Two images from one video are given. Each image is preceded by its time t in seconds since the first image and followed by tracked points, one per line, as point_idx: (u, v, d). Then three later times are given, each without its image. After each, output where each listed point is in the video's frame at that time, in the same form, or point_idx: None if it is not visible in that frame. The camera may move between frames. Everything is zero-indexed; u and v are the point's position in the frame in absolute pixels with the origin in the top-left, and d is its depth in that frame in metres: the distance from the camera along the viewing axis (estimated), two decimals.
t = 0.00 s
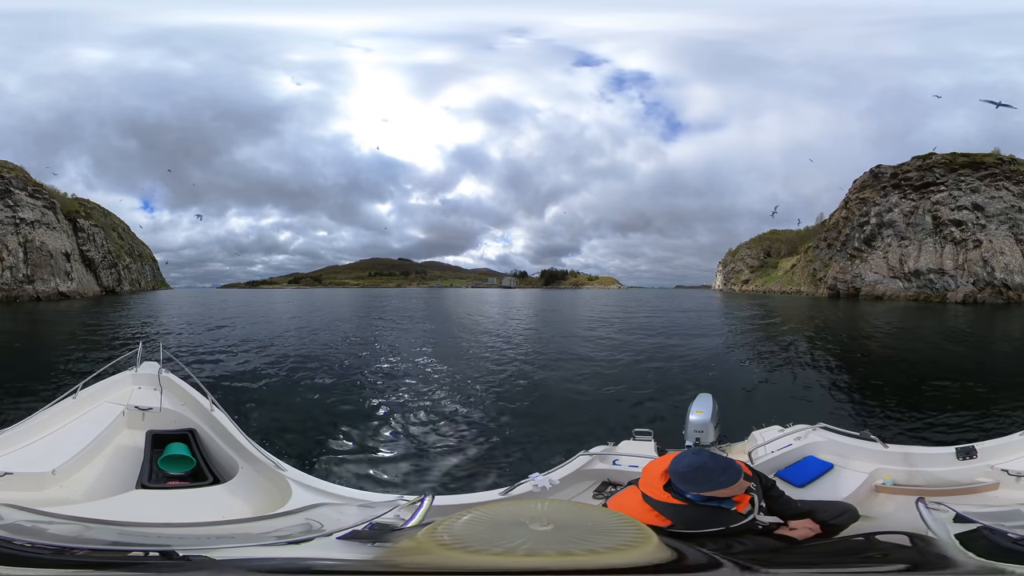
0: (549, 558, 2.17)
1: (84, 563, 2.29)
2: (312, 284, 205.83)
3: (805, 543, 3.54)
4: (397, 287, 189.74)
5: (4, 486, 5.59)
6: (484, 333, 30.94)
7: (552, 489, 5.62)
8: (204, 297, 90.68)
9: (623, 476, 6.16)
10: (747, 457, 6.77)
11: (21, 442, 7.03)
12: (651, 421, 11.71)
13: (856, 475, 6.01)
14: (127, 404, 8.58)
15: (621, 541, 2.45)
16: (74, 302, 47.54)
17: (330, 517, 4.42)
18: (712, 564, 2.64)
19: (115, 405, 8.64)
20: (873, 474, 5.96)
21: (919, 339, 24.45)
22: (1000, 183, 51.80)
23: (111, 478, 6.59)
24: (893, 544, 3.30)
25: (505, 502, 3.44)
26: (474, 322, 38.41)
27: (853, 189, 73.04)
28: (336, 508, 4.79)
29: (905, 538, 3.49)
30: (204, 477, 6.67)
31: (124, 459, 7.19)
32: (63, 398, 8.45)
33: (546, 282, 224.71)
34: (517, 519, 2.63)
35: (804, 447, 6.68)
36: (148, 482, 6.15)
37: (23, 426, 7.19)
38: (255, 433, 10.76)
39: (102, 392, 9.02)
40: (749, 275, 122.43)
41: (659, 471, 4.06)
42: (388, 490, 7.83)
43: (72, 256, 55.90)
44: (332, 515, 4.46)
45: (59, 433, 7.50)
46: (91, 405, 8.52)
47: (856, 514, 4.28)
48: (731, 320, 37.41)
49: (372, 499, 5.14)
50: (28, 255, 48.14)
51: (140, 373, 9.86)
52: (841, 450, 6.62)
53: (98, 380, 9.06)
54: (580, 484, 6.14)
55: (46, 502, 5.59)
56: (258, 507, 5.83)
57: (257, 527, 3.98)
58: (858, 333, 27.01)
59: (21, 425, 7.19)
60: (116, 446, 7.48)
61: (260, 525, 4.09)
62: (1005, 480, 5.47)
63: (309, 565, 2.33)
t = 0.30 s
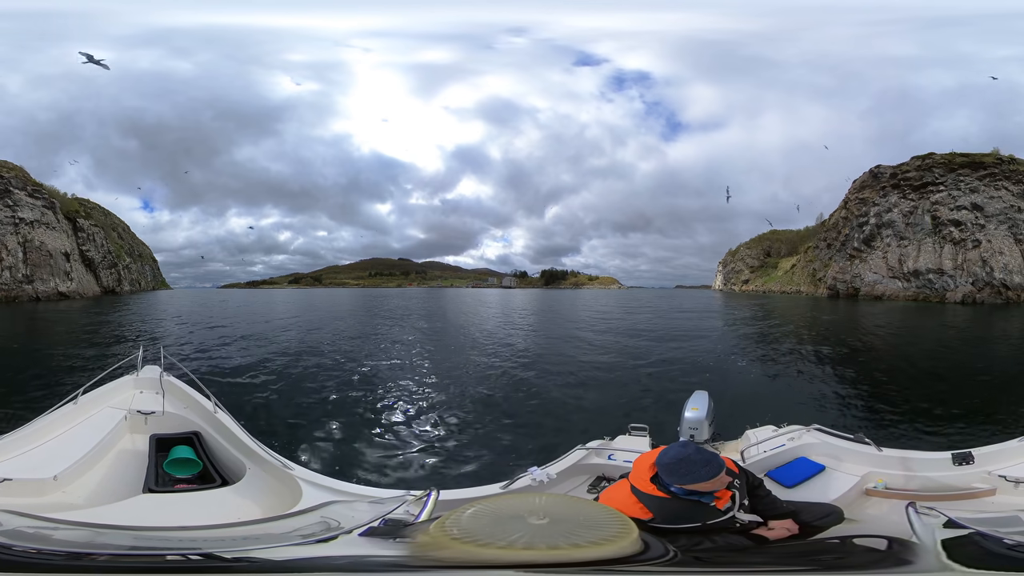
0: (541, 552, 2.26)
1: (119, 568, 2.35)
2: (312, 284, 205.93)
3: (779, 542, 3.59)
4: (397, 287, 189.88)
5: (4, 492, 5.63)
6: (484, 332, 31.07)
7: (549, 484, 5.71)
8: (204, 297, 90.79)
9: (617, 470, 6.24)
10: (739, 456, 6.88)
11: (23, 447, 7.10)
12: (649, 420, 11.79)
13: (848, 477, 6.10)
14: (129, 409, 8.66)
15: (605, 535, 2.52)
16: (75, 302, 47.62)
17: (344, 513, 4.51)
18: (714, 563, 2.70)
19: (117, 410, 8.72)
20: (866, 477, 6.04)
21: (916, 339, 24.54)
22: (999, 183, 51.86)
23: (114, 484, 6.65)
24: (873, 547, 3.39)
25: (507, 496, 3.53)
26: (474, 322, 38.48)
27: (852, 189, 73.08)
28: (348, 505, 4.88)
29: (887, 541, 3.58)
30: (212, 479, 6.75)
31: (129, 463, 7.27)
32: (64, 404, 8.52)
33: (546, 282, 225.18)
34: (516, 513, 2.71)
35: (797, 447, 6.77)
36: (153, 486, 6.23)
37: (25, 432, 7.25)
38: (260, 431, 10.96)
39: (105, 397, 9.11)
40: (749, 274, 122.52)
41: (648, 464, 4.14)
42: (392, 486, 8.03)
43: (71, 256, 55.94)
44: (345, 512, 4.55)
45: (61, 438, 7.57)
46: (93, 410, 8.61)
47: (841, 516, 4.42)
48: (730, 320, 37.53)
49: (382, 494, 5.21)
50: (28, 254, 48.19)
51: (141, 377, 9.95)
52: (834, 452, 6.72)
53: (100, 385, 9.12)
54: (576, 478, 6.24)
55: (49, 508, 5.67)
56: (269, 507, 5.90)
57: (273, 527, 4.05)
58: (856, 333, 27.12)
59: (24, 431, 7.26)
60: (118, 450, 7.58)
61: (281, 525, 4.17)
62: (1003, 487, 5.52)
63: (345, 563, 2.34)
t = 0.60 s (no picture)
0: (540, 551, 2.28)
1: (116, 569, 2.35)
2: (312, 284, 206.02)
3: (784, 541, 3.59)
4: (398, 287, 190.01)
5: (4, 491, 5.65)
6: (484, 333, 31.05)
7: (549, 484, 5.73)
8: (205, 297, 90.77)
9: (617, 470, 6.25)
10: (740, 456, 6.88)
11: (23, 446, 7.11)
12: (647, 420, 11.77)
13: (848, 477, 6.10)
14: (129, 409, 8.65)
15: (605, 536, 2.52)
16: (74, 302, 47.64)
17: (343, 513, 4.52)
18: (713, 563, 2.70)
19: (116, 409, 8.72)
20: (866, 477, 6.04)
21: (915, 339, 24.52)
22: (999, 183, 51.78)
23: (114, 483, 6.65)
24: (875, 547, 3.40)
25: (507, 497, 3.54)
26: (474, 322, 38.48)
27: (852, 189, 73.05)
28: (347, 505, 4.88)
29: (889, 541, 3.58)
30: (211, 479, 6.76)
31: (129, 463, 7.28)
32: (64, 403, 8.53)
33: (546, 282, 225.33)
34: (516, 513, 2.72)
35: (798, 447, 6.78)
36: (153, 485, 6.24)
37: (25, 431, 7.25)
38: (260, 431, 10.94)
39: (105, 396, 9.12)
40: (749, 275, 122.49)
41: (651, 464, 4.13)
42: (393, 486, 8.04)
43: (71, 256, 55.95)
44: (344, 512, 4.56)
45: (60, 438, 7.58)
46: (92, 409, 8.61)
47: (842, 516, 4.43)
48: (729, 320, 37.57)
49: (381, 495, 5.21)
50: (27, 254, 48.22)
51: (141, 377, 9.95)
52: (834, 452, 6.72)
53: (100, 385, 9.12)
54: (576, 478, 6.24)
55: (48, 507, 5.67)
56: (267, 507, 5.91)
57: (272, 527, 4.06)
58: (856, 334, 27.11)
59: (23, 430, 7.27)
60: (118, 450, 7.58)
61: (280, 525, 4.18)
62: (1003, 486, 5.53)
63: (344, 563, 2.34)
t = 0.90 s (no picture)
0: (554, 557, 2.22)
1: (76, 562, 2.33)
2: (312, 284, 206.19)
3: (810, 541, 3.55)
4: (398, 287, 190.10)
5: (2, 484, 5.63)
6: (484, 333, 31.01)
7: (552, 490, 5.68)
8: (205, 296, 90.85)
9: (623, 476, 6.19)
10: (747, 456, 6.81)
11: (20, 441, 7.08)
12: (647, 421, 11.72)
13: (855, 473, 6.05)
14: (126, 405, 8.61)
15: (625, 541, 2.49)
16: (73, 302, 47.66)
17: (329, 517, 4.47)
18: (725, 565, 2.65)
19: (113, 405, 8.67)
20: (873, 473, 6.00)
21: (916, 339, 24.40)
22: (998, 183, 51.62)
23: (108, 478, 6.61)
24: (894, 543, 3.32)
25: (506, 503, 3.48)
26: (475, 322, 38.44)
27: (852, 189, 72.96)
28: (334, 509, 4.84)
29: (906, 536, 3.52)
30: (202, 478, 6.71)
31: (122, 459, 7.22)
32: (62, 397, 8.51)
33: (547, 283, 225.21)
34: (519, 519, 2.67)
35: (804, 446, 6.72)
36: (145, 482, 6.19)
37: (22, 425, 7.24)
38: (255, 432, 10.87)
39: (102, 391, 9.07)
40: (749, 275, 122.41)
41: (664, 468, 4.07)
42: (390, 488, 7.95)
43: (71, 256, 56.03)
44: (330, 516, 4.51)
45: (58, 432, 7.55)
46: (90, 405, 8.57)
47: (855, 513, 4.28)
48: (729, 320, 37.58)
49: (370, 500, 5.18)
50: (26, 254, 48.22)
51: (139, 373, 9.89)
52: (840, 449, 6.66)
53: (98, 380, 9.09)
54: (581, 484, 6.19)
55: (44, 501, 5.62)
56: (256, 507, 5.88)
57: (254, 527, 4.02)
58: (856, 334, 27.00)
59: (21, 424, 7.24)
60: (114, 446, 7.53)
61: (258, 525, 4.15)
62: (1004, 479, 5.48)
63: (299, 569, 2.38)
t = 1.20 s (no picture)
0: (566, 561, 2.21)
1: (53, 558, 2.34)
2: (313, 284, 206.36)
3: (827, 540, 3.62)
4: (398, 287, 190.13)
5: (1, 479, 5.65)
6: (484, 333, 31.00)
7: (553, 495, 5.69)
8: (206, 297, 90.91)
9: (626, 480, 6.19)
10: (752, 457, 6.79)
11: (19, 435, 7.10)
12: (647, 422, 11.71)
13: (860, 471, 6.04)
14: (123, 401, 8.60)
15: (640, 545, 2.47)
16: (72, 302, 47.65)
17: (316, 519, 4.47)
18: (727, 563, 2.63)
19: (110, 401, 8.67)
20: (877, 470, 6.00)
21: (916, 339, 24.39)
22: (997, 183, 51.61)
23: (104, 474, 6.61)
24: (908, 539, 3.28)
25: (502, 506, 3.46)
26: (475, 322, 38.45)
27: (852, 189, 72.97)
28: (323, 511, 4.84)
29: (917, 532, 3.49)
30: (195, 476, 6.68)
31: (118, 455, 7.21)
32: (61, 392, 8.53)
33: (546, 283, 225.47)
34: (519, 524, 2.66)
35: (808, 445, 6.69)
36: (139, 479, 6.18)
37: (22, 420, 7.25)
38: (252, 432, 10.84)
39: (101, 387, 9.09)
40: (749, 275, 122.45)
41: (668, 473, 4.08)
42: (386, 488, 7.95)
43: (70, 256, 56.05)
44: (318, 518, 4.51)
45: (57, 427, 7.58)
46: (87, 400, 8.57)
47: (864, 511, 4.18)
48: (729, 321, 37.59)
49: (361, 503, 5.18)
50: (25, 254, 48.23)
51: (136, 370, 9.90)
52: (844, 448, 6.63)
53: (96, 375, 9.09)
54: (583, 489, 6.16)
55: (41, 497, 5.62)
56: (247, 506, 5.88)
57: (235, 527, 4.01)
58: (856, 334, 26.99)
59: (20, 419, 7.25)
60: (111, 442, 7.51)
61: (241, 525, 4.12)
62: (1004, 475, 5.50)
63: (242, 567, 2.36)
